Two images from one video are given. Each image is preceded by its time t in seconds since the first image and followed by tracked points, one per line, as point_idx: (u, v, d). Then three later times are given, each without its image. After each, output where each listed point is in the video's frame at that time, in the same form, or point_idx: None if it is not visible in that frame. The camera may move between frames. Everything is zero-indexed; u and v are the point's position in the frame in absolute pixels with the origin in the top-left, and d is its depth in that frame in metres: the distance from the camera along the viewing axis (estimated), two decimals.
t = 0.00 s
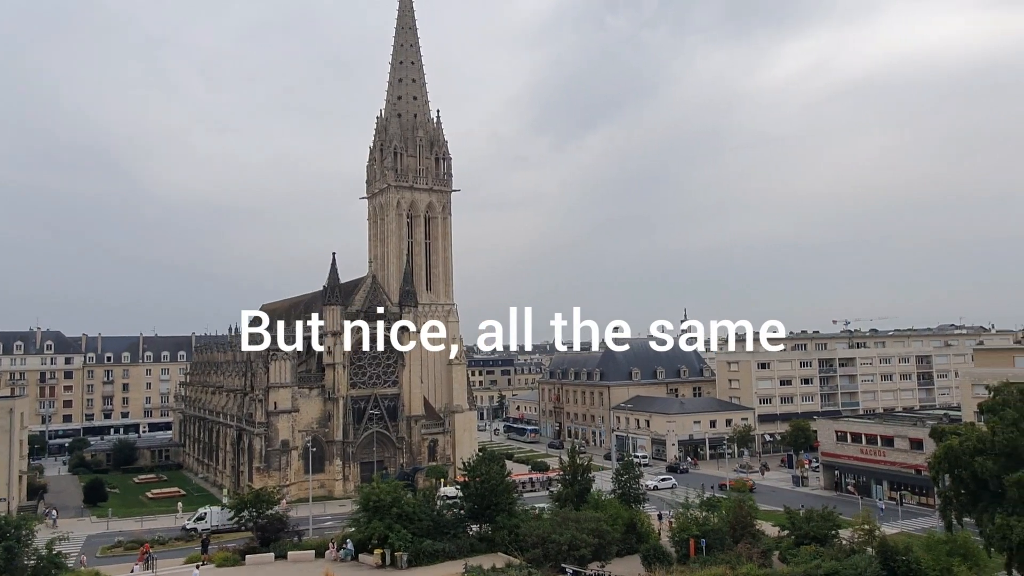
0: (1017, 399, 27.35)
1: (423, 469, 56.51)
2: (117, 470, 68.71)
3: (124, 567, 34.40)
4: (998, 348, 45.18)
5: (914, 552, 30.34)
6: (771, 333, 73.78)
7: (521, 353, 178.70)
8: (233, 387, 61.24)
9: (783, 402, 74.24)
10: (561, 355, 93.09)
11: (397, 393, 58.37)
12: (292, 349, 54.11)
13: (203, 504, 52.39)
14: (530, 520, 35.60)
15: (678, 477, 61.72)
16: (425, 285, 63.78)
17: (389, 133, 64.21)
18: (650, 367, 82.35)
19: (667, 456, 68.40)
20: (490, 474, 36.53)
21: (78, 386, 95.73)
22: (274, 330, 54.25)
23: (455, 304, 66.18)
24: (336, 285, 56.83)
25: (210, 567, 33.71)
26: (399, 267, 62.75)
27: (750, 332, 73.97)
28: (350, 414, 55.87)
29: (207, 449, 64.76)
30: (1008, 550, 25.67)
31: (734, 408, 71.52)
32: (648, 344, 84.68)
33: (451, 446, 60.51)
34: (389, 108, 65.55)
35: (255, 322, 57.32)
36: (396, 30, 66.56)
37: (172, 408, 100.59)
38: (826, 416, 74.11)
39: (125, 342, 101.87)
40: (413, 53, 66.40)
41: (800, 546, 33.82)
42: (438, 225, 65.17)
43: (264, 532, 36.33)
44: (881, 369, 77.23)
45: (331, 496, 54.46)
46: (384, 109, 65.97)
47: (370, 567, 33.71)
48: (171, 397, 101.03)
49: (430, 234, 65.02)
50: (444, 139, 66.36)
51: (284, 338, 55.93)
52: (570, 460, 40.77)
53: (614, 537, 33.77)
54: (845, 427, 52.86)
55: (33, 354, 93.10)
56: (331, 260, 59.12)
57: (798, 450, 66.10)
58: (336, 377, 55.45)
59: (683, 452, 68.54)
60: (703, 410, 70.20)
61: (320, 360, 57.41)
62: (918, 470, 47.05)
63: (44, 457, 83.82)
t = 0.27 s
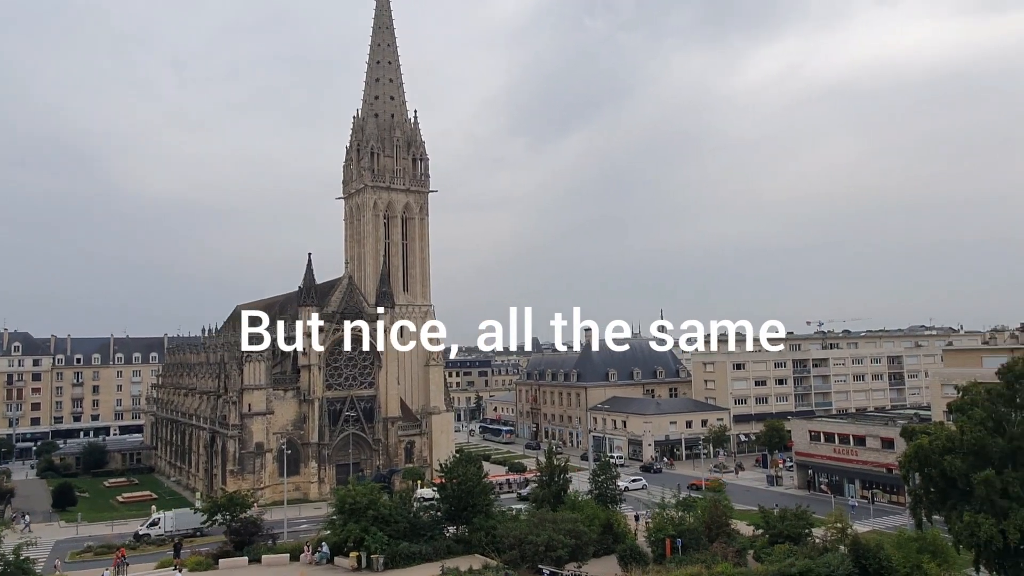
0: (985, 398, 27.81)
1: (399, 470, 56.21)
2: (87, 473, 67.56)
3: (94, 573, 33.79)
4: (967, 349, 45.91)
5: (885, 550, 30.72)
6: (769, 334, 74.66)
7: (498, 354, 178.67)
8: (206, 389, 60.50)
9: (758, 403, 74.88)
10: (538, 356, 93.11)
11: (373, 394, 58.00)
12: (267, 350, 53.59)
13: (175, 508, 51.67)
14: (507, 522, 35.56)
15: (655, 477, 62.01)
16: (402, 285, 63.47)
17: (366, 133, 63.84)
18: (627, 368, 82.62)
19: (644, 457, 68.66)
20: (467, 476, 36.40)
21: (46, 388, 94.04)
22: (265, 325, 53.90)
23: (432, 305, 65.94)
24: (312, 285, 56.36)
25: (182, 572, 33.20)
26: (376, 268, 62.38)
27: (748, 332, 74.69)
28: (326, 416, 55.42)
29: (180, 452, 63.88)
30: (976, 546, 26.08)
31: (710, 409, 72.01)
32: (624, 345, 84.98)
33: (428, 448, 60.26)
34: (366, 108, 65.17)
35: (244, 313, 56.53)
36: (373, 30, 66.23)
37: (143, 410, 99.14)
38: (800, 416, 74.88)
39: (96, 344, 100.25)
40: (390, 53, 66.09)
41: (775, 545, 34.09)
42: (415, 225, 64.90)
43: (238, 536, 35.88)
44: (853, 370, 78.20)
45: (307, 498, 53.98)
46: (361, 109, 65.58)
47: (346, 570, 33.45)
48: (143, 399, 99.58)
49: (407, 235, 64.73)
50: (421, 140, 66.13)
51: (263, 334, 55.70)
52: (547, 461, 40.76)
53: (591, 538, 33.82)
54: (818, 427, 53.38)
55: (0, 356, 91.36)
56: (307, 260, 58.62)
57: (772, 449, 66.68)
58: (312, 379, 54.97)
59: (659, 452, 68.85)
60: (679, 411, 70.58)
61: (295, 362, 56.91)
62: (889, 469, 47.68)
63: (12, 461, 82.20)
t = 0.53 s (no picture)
0: (950, 397, 28.33)
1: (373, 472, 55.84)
2: (52, 477, 66.23)
3: None
4: (933, 348, 46.75)
5: (855, 546, 31.15)
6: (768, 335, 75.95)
7: (473, 355, 178.31)
8: (175, 391, 59.63)
9: (731, 403, 75.55)
10: (513, 356, 93.09)
11: (346, 396, 57.55)
12: (238, 352, 53.00)
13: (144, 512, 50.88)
14: (482, 523, 35.48)
15: (629, 477, 62.35)
16: (376, 286, 63.15)
17: (339, 133, 63.36)
18: (601, 368, 82.95)
19: (618, 457, 68.95)
20: (441, 477, 36.25)
21: (10, 391, 92.11)
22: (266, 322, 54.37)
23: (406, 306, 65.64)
24: (284, 286, 55.84)
25: None
26: (350, 268, 61.96)
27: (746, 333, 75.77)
28: (298, 418, 54.89)
29: (149, 455, 62.88)
30: (942, 542, 26.58)
31: (683, 409, 72.52)
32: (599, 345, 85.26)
33: (402, 449, 59.97)
34: (340, 107, 64.69)
35: (246, 314, 55.96)
36: (346, 29, 65.76)
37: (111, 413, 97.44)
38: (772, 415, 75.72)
39: (62, 345, 98.36)
40: (363, 52, 65.67)
41: (747, 543, 34.43)
42: (389, 225, 64.55)
43: (209, 540, 35.36)
44: (824, 369, 79.28)
45: (279, 501, 53.43)
46: (334, 108, 65.07)
47: (318, 573, 33.14)
48: (110, 402, 97.81)
49: (381, 235, 64.36)
50: (396, 139, 65.80)
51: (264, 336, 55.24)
52: (522, 462, 40.72)
53: (565, 538, 33.88)
54: (789, 426, 53.98)
55: None
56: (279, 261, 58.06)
57: (745, 449, 67.29)
58: (284, 380, 54.42)
59: (633, 452, 69.18)
60: (653, 411, 70.98)
61: (267, 363, 56.34)
62: (858, 467, 48.39)
63: None
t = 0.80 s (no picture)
0: (915, 397, 28.79)
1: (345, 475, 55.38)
2: (14, 484, 64.79)
3: None
4: (899, 349, 47.52)
5: (823, 544, 31.54)
6: (771, 335, 76.29)
7: (446, 357, 177.76)
8: (142, 394, 58.66)
9: (703, 403, 76.17)
10: (486, 358, 92.98)
11: (318, 399, 56.99)
12: (206, 355, 52.30)
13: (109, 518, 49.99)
14: (454, 525, 35.32)
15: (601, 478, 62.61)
16: (349, 288, 62.71)
17: (311, 133, 62.83)
18: (575, 369, 83.16)
19: (591, 458, 69.15)
20: (413, 480, 36.06)
21: None
22: (266, 321, 54.98)
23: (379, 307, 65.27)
24: (254, 288, 55.20)
25: None
26: (322, 269, 61.42)
27: (748, 332, 75.81)
28: (268, 421, 54.24)
29: (115, 460, 61.74)
30: (907, 539, 27.03)
31: (655, 410, 72.96)
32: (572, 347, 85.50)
33: (375, 452, 59.58)
34: (311, 107, 64.14)
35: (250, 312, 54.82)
36: (317, 28, 65.25)
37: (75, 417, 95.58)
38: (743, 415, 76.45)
39: (24, 348, 96.31)
40: (335, 51, 65.20)
41: (717, 543, 34.71)
42: (361, 226, 64.12)
43: (176, 546, 34.75)
44: (793, 370, 80.27)
45: (248, 506, 52.76)
46: (305, 108, 64.51)
47: None
48: (74, 406, 95.92)
49: (353, 236, 63.92)
50: (368, 140, 65.42)
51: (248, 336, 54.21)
52: (495, 464, 40.64)
53: (538, 540, 33.88)
54: (760, 426, 54.52)
55: None
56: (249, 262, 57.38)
57: (716, 449, 67.85)
58: (254, 383, 53.74)
59: (606, 454, 69.44)
60: (625, 412, 71.33)
61: (237, 366, 55.64)
62: (827, 466, 49.06)
63: None
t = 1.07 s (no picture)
0: (884, 397, 29.21)
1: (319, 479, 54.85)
2: None
3: None
4: (869, 350, 48.18)
5: (795, 543, 31.83)
6: (771, 335, 76.97)
7: (422, 359, 177.03)
8: (111, 398, 57.69)
9: (677, 405, 76.67)
10: (462, 359, 92.78)
11: (291, 401, 56.44)
12: (177, 357, 51.59)
13: (77, 524, 49.11)
14: (429, 527, 35.16)
15: (577, 480, 62.58)
16: (323, 289, 62.25)
17: (284, 133, 62.26)
18: (550, 371, 83.30)
19: (567, 459, 69.27)
20: (388, 482, 35.85)
21: None
22: (266, 321, 56.36)
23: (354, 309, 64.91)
24: (226, 289, 54.55)
25: None
26: (296, 270, 60.88)
27: (748, 334, 76.92)
28: (240, 424, 53.62)
29: (82, 465, 60.65)
30: (876, 537, 27.40)
31: (631, 411, 73.30)
32: (548, 348, 85.65)
33: (349, 455, 59.13)
34: (285, 106, 63.58)
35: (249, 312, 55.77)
36: (292, 27, 64.72)
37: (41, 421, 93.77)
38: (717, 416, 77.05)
39: None
40: (310, 51, 64.73)
41: (692, 543, 34.92)
42: (336, 227, 63.69)
43: (145, 551, 34.16)
44: (766, 371, 81.08)
45: (220, 510, 52.11)
46: (279, 108, 63.93)
47: None
48: (41, 410, 94.08)
49: (328, 237, 63.48)
50: (343, 140, 65.03)
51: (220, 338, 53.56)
52: (470, 466, 40.55)
53: (513, 541, 33.87)
54: (733, 427, 54.96)
55: None
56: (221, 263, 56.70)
57: (691, 450, 68.32)
58: (226, 386, 53.09)
59: (581, 455, 69.60)
60: (600, 413, 71.60)
61: (208, 368, 54.95)
62: (799, 466, 49.64)
63: None
